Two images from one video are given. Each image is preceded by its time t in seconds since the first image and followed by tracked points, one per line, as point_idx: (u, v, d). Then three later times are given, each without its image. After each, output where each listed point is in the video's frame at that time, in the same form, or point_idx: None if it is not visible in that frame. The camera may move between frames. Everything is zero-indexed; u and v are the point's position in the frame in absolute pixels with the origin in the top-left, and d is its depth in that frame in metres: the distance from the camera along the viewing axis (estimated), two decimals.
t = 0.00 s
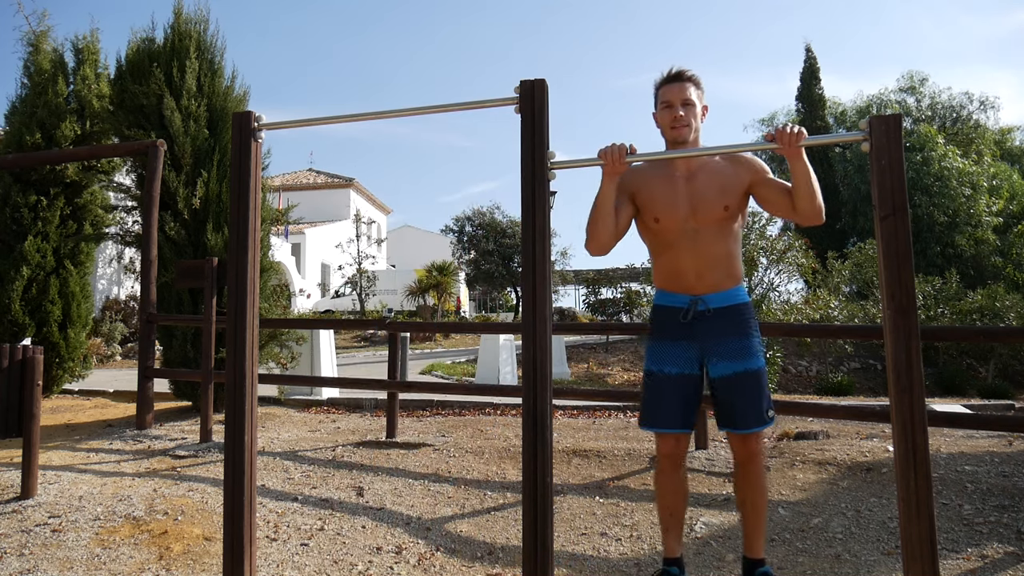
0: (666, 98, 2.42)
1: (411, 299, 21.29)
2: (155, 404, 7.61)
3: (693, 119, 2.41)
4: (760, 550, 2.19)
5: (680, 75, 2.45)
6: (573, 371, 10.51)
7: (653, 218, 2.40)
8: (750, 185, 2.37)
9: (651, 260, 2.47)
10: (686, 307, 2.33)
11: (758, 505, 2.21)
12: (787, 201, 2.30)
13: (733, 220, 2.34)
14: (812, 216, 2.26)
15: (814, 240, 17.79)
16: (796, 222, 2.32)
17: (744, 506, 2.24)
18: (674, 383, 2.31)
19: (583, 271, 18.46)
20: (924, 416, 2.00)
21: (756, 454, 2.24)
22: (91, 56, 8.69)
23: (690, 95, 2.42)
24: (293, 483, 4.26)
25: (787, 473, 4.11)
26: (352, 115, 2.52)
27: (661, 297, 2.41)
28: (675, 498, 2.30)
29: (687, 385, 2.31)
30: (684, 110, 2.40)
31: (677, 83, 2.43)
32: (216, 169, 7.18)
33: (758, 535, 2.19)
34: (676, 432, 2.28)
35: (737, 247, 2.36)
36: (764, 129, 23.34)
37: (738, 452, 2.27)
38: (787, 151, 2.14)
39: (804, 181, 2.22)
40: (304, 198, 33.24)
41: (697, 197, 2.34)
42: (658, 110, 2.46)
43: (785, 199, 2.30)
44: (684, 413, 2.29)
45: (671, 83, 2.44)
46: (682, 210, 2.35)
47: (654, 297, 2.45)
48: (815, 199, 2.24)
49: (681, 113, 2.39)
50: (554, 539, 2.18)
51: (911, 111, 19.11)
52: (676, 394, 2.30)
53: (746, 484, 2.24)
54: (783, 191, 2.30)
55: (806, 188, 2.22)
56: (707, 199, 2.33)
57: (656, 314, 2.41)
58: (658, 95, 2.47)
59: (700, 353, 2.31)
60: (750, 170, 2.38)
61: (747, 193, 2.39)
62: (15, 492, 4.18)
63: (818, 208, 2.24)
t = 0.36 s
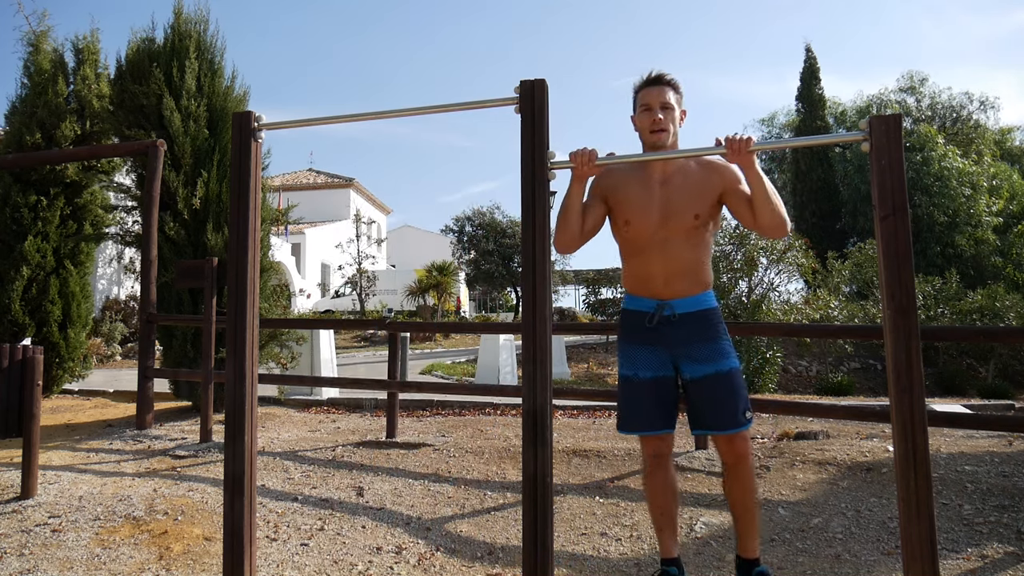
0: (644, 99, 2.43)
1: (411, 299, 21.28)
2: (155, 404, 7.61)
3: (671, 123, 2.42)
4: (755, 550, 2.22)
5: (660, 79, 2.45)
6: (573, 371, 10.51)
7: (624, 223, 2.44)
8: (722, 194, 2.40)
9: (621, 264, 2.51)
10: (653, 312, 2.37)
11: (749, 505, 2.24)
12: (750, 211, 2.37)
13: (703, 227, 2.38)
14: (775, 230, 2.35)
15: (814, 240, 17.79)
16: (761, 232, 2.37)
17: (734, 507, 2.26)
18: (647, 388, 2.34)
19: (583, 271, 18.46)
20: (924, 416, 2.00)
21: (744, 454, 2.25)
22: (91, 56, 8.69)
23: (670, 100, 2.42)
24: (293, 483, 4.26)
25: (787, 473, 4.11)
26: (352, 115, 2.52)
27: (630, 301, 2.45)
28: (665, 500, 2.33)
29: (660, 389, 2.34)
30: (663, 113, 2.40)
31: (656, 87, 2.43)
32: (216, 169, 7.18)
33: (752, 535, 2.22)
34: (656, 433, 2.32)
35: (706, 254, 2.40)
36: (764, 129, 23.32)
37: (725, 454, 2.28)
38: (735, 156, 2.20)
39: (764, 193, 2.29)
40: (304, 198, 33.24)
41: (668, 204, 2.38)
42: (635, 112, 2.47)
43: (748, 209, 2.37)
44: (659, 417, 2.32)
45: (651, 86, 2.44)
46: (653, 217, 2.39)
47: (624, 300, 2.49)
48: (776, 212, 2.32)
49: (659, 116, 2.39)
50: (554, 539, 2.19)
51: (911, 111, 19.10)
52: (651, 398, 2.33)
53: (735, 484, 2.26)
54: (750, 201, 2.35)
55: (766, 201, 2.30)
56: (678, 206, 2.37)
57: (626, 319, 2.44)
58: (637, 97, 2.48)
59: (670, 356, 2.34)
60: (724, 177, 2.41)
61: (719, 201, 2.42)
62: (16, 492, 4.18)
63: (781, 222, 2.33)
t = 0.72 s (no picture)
0: (641, 100, 2.42)
1: (411, 299, 21.28)
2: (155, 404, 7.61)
3: (665, 122, 2.41)
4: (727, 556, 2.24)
5: (654, 78, 2.45)
6: (573, 371, 10.51)
7: (619, 225, 2.45)
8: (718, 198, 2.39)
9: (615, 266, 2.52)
10: (643, 314, 2.38)
11: (722, 511, 2.25)
12: (747, 216, 2.36)
13: (697, 231, 2.38)
14: (773, 237, 2.34)
15: (814, 240, 17.79)
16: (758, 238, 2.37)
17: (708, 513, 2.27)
18: (639, 389, 2.34)
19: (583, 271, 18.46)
20: (924, 416, 2.00)
21: (719, 462, 2.25)
22: (91, 56, 8.69)
23: (665, 99, 2.42)
24: (293, 483, 4.26)
25: (786, 473, 4.11)
26: (352, 115, 2.52)
27: (622, 303, 2.46)
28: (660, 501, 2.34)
29: (651, 392, 2.34)
30: (658, 113, 2.40)
31: (651, 86, 2.42)
32: (216, 169, 7.18)
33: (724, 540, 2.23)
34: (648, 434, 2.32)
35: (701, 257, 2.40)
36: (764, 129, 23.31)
37: (700, 460, 2.28)
38: (735, 155, 2.20)
39: (765, 199, 2.28)
40: (304, 198, 33.24)
41: (661, 208, 2.38)
42: (630, 112, 2.46)
43: (746, 214, 2.36)
44: (649, 419, 2.33)
45: (644, 85, 2.44)
46: (646, 221, 2.39)
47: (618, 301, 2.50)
48: (774, 219, 2.31)
49: (654, 116, 2.39)
50: (554, 538, 2.19)
51: (911, 111, 19.09)
52: (643, 400, 2.34)
53: (710, 490, 2.26)
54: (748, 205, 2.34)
55: (765, 207, 2.29)
56: (671, 211, 2.37)
57: (619, 321, 2.45)
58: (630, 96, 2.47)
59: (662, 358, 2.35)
60: (720, 180, 2.40)
61: (714, 205, 2.41)
62: (15, 492, 4.18)
63: (779, 230, 2.33)
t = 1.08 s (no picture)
0: (646, 99, 2.42)
1: (411, 299, 21.28)
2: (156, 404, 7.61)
3: (670, 124, 2.42)
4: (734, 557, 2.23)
5: (661, 76, 2.45)
6: (573, 371, 10.51)
7: (620, 224, 2.45)
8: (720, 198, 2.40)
9: (614, 264, 2.53)
10: (642, 315, 2.38)
11: (727, 512, 2.24)
12: (749, 217, 2.36)
13: (699, 231, 2.39)
14: (773, 238, 2.34)
15: (814, 240, 17.79)
16: (757, 240, 2.38)
17: (714, 513, 2.27)
18: (638, 391, 2.34)
19: (583, 271, 18.46)
20: (923, 416, 2.01)
21: (723, 462, 2.25)
22: (91, 56, 8.68)
23: (671, 99, 2.42)
24: (293, 483, 4.26)
25: (787, 473, 4.11)
26: (352, 114, 2.52)
27: (621, 301, 2.47)
28: (660, 504, 2.34)
29: (649, 394, 2.34)
30: (662, 113, 2.40)
31: (657, 85, 2.43)
32: (216, 169, 7.19)
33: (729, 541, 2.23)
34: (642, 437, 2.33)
35: (702, 258, 2.41)
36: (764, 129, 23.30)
37: (705, 461, 2.27)
38: (735, 155, 2.20)
39: (765, 200, 2.28)
40: (304, 198, 33.25)
41: (664, 208, 2.38)
42: (634, 110, 2.47)
43: (747, 214, 2.36)
44: (650, 421, 2.33)
45: (652, 84, 2.44)
46: (648, 220, 2.39)
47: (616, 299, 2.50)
48: (775, 221, 2.31)
49: (659, 116, 2.39)
50: (554, 538, 2.19)
51: (911, 111, 19.09)
52: (642, 402, 2.34)
53: (715, 491, 2.26)
54: (748, 208, 2.35)
55: (765, 209, 2.29)
56: (673, 210, 2.37)
57: (617, 321, 2.45)
58: (636, 95, 2.48)
59: (661, 359, 2.35)
60: (723, 181, 2.40)
61: (715, 205, 2.41)
62: (15, 492, 4.18)
63: (779, 232, 2.33)
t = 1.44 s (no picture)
0: (648, 99, 2.42)
1: (411, 299, 21.27)
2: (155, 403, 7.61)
3: (673, 124, 2.42)
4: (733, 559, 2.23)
5: (666, 76, 2.45)
6: (573, 371, 10.50)
7: (621, 224, 2.45)
8: (721, 197, 2.40)
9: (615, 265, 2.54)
10: (643, 315, 2.38)
11: (726, 513, 2.24)
12: (749, 217, 2.36)
13: (700, 231, 2.39)
14: (773, 239, 2.34)
15: (814, 240, 17.79)
16: (758, 241, 2.38)
17: (713, 514, 2.27)
18: (638, 391, 2.34)
19: (583, 271, 18.46)
20: (923, 417, 2.01)
21: (722, 463, 2.24)
22: (91, 56, 8.68)
23: (675, 99, 2.42)
24: (293, 483, 4.26)
25: (787, 473, 4.11)
26: (352, 115, 2.52)
27: (622, 302, 2.47)
28: (660, 505, 2.34)
29: (649, 394, 2.34)
30: (665, 113, 2.40)
31: (661, 85, 2.42)
32: (216, 169, 7.19)
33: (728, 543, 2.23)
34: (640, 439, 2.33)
35: (703, 257, 2.41)
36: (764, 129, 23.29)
37: (704, 462, 2.27)
38: (735, 156, 2.20)
39: (765, 201, 2.28)
40: (304, 198, 33.25)
41: (665, 208, 2.38)
42: (638, 110, 2.47)
43: (747, 214, 2.36)
44: (650, 421, 2.33)
45: (656, 84, 2.44)
46: (649, 220, 2.39)
47: (617, 300, 2.50)
48: (775, 221, 2.31)
49: (662, 116, 2.39)
50: (554, 538, 2.19)
51: (911, 111, 19.09)
52: (642, 402, 2.34)
53: (714, 492, 2.26)
54: (749, 208, 2.35)
55: (765, 209, 2.28)
56: (674, 210, 2.37)
57: (618, 321, 2.45)
58: (639, 95, 2.48)
59: (661, 360, 2.35)
60: (724, 180, 2.40)
61: (716, 205, 2.41)
62: (15, 492, 4.18)
63: (779, 232, 2.33)
